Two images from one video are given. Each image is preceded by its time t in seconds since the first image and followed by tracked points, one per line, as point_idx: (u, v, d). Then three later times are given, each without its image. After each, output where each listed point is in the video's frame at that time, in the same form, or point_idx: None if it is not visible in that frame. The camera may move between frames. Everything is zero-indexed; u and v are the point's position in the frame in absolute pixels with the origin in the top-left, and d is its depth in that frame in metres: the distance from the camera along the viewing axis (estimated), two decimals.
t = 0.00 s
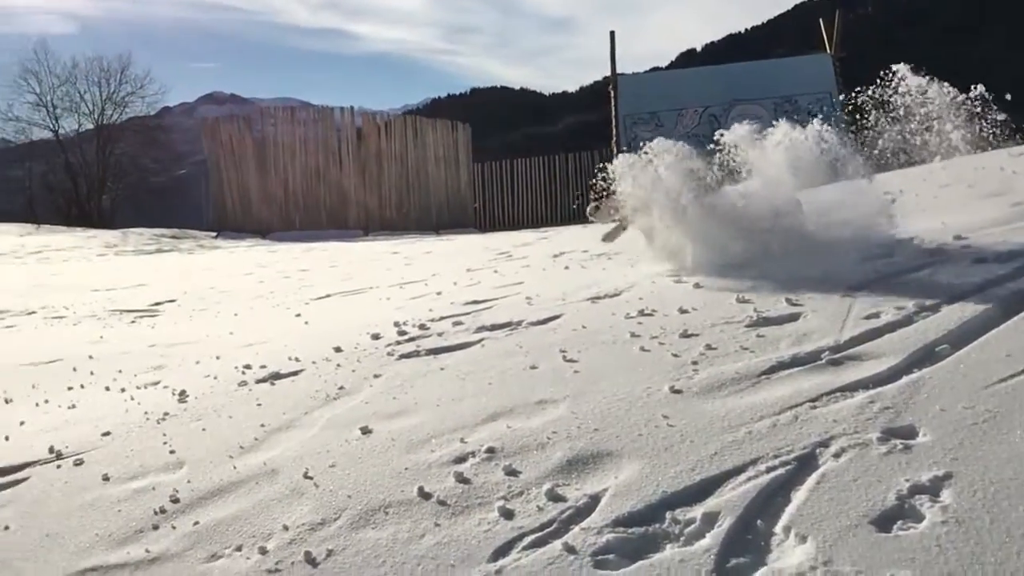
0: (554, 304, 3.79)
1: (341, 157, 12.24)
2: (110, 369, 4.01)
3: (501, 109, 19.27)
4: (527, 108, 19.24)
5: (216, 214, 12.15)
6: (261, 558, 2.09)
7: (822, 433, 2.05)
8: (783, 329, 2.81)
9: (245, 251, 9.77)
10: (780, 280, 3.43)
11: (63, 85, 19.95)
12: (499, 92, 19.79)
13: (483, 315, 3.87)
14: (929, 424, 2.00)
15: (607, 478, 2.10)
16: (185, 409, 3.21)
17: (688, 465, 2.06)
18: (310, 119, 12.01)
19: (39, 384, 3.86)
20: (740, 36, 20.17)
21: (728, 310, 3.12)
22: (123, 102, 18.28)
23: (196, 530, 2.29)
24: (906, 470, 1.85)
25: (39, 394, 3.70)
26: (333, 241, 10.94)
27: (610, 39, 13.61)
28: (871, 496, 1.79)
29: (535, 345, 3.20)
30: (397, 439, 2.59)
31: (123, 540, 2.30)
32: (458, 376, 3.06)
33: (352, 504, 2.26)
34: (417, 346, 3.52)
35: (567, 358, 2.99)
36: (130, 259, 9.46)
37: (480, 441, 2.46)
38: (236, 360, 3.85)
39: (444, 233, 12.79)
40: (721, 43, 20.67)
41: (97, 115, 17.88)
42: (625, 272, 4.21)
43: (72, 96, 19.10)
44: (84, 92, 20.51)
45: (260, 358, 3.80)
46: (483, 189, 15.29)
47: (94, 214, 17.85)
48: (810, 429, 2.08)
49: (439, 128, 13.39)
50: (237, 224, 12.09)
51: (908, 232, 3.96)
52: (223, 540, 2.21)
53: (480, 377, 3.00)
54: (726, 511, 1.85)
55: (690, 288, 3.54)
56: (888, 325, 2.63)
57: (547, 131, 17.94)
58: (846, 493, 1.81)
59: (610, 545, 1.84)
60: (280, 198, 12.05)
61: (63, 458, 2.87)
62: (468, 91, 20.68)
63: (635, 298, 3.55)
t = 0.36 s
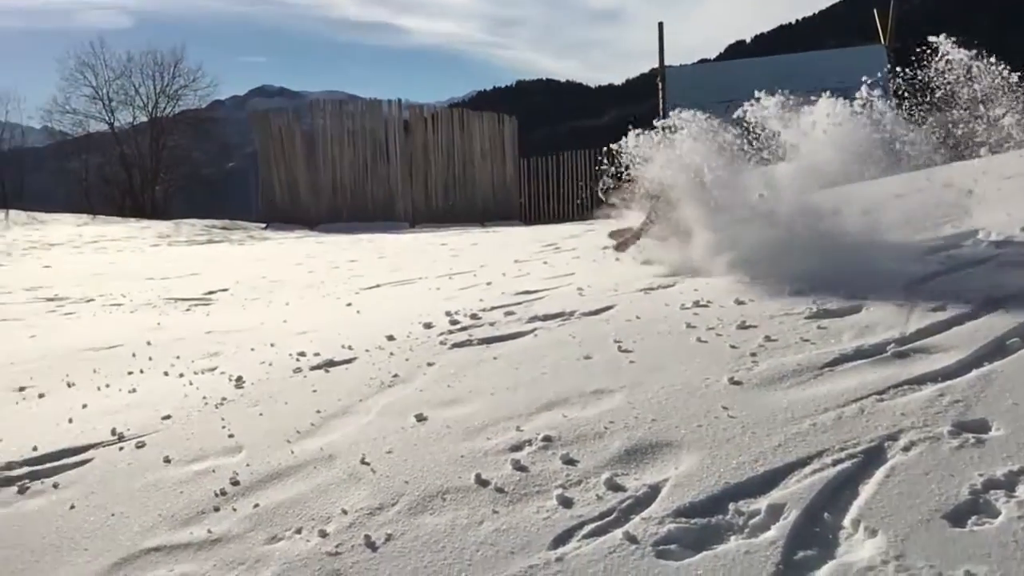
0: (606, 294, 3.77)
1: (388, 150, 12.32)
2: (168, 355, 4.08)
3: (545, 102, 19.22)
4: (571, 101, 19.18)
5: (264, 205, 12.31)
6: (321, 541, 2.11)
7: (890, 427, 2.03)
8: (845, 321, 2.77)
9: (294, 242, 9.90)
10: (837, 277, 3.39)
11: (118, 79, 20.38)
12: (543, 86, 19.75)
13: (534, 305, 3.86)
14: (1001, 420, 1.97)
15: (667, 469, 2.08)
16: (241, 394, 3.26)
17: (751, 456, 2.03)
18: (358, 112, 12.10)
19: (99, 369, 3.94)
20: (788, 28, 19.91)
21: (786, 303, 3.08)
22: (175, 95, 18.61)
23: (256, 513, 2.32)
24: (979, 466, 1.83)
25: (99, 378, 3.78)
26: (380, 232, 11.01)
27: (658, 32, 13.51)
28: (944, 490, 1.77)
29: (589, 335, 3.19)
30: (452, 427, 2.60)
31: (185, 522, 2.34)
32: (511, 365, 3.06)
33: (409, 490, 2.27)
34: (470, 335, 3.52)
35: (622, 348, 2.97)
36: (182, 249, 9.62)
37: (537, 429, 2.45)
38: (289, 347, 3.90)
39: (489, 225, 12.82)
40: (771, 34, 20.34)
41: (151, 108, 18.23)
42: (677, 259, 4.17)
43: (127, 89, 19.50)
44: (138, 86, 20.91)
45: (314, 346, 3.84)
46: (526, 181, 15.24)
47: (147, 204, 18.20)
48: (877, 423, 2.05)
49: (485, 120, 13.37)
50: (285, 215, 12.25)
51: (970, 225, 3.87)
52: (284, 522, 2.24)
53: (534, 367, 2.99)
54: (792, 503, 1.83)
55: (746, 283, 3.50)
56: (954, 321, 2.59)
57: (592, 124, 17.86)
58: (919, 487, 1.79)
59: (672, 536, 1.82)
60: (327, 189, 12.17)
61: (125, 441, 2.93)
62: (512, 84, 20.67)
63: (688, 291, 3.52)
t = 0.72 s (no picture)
0: (663, 283, 3.74)
1: (437, 139, 12.36)
2: (225, 339, 4.14)
3: (592, 92, 19.11)
4: (619, 90, 19.04)
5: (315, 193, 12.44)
6: (383, 523, 2.12)
7: (965, 420, 1.99)
8: (913, 314, 2.72)
9: (345, 230, 9.99)
10: (901, 269, 3.33)
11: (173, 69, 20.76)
12: (590, 75, 19.63)
13: (589, 294, 3.84)
14: None
15: (732, 459, 2.04)
16: (299, 378, 3.30)
17: (819, 447, 2.00)
18: (408, 101, 12.15)
19: (161, 352, 4.02)
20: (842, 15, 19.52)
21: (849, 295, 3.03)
22: (228, 84, 18.89)
23: (317, 494, 2.34)
24: None
25: (161, 360, 3.86)
26: (429, 221, 11.06)
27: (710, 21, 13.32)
28: None
29: (647, 323, 3.16)
30: (510, 413, 2.59)
31: (248, 501, 2.37)
32: (568, 352, 3.04)
33: (469, 475, 2.26)
34: (525, 323, 3.51)
35: (681, 336, 2.94)
36: (236, 237, 9.77)
37: (596, 417, 2.43)
38: (345, 332, 3.93)
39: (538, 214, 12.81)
40: (825, 20, 19.95)
41: (205, 97, 18.52)
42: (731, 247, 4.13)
43: (181, 79, 19.84)
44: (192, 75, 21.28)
45: (369, 331, 3.87)
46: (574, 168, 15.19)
47: (201, 192, 18.51)
48: (951, 415, 2.01)
49: (534, 108, 13.29)
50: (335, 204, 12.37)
51: None
52: (345, 504, 2.26)
53: (591, 354, 2.97)
54: (865, 495, 1.80)
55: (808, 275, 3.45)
56: None
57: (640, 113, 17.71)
58: (998, 481, 1.76)
59: (738, 527, 1.78)
60: (376, 178, 12.25)
61: (188, 422, 2.98)
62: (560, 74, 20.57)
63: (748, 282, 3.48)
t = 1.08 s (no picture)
0: (712, 271, 3.71)
1: (477, 126, 12.29)
2: (275, 321, 4.19)
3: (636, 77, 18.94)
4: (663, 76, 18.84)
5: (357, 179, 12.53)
6: (437, 504, 2.13)
7: None
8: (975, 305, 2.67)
9: (388, 215, 10.04)
10: (960, 259, 3.28)
11: (219, 56, 21.00)
12: (634, 61, 19.46)
13: (638, 279, 3.82)
14: None
15: (791, 445, 2.02)
16: (349, 359, 3.32)
17: (882, 434, 1.97)
18: (450, 87, 12.13)
19: (212, 333, 4.08)
20: None
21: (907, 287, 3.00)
22: (273, 70, 19.07)
23: (371, 473, 2.36)
24: None
25: (213, 341, 3.92)
26: (471, 206, 11.09)
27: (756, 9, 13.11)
28: None
29: (698, 308, 3.14)
30: (562, 397, 2.59)
31: (303, 480, 2.39)
32: (619, 336, 3.02)
33: (522, 457, 2.26)
34: (573, 307, 3.50)
35: (734, 322, 2.91)
36: (281, 221, 9.88)
37: (650, 401, 2.41)
38: (393, 316, 3.96)
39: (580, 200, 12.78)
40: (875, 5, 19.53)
41: (250, 83, 18.72)
42: (783, 233, 4.08)
43: (227, 65, 20.07)
44: (237, 62, 21.50)
45: (417, 315, 3.88)
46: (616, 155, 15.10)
47: (246, 177, 18.75)
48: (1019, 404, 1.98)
49: (576, 93, 13.22)
50: (378, 189, 12.44)
51: None
52: (398, 484, 2.27)
53: (642, 339, 2.95)
54: (931, 484, 1.77)
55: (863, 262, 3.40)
56: None
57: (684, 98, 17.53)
58: None
59: (800, 513, 1.76)
60: (419, 164, 12.31)
61: (241, 401, 3.02)
62: (602, 60, 20.42)
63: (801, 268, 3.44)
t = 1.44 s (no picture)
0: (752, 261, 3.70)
1: (511, 116, 12.29)
2: (313, 306, 4.22)
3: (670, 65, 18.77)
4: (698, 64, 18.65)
5: (390, 167, 12.60)
6: (480, 487, 2.13)
7: None
8: None
9: (421, 203, 10.07)
10: (1007, 251, 3.26)
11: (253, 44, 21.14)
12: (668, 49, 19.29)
13: (676, 267, 3.80)
14: None
15: (838, 434, 2.01)
16: (388, 345, 3.34)
17: (932, 424, 1.97)
18: (482, 76, 12.11)
19: (251, 317, 4.13)
20: None
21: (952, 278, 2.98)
22: (306, 59, 19.17)
23: (413, 456, 2.37)
24: None
25: (251, 326, 3.95)
26: (504, 195, 11.09)
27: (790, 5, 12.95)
28: None
29: (738, 296, 3.12)
30: (603, 383, 2.58)
31: (346, 462, 2.41)
32: (659, 324, 3.01)
33: (564, 443, 2.26)
34: (611, 294, 3.50)
35: (776, 310, 2.90)
36: (315, 209, 9.94)
37: (692, 388, 2.40)
38: (431, 301, 3.97)
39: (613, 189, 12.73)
40: None
41: (283, 72, 18.83)
42: (805, 231, 4.11)
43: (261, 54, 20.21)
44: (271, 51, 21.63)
45: (454, 301, 3.88)
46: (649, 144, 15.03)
47: (279, 165, 18.90)
48: None
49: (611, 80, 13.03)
50: (410, 178, 12.48)
51: None
52: (440, 467, 2.28)
53: (682, 326, 2.94)
54: (984, 474, 1.78)
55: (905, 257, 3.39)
56: None
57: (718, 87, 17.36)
58: None
59: (850, 501, 1.76)
60: (452, 152, 12.36)
61: (282, 385, 3.05)
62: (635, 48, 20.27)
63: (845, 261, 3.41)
